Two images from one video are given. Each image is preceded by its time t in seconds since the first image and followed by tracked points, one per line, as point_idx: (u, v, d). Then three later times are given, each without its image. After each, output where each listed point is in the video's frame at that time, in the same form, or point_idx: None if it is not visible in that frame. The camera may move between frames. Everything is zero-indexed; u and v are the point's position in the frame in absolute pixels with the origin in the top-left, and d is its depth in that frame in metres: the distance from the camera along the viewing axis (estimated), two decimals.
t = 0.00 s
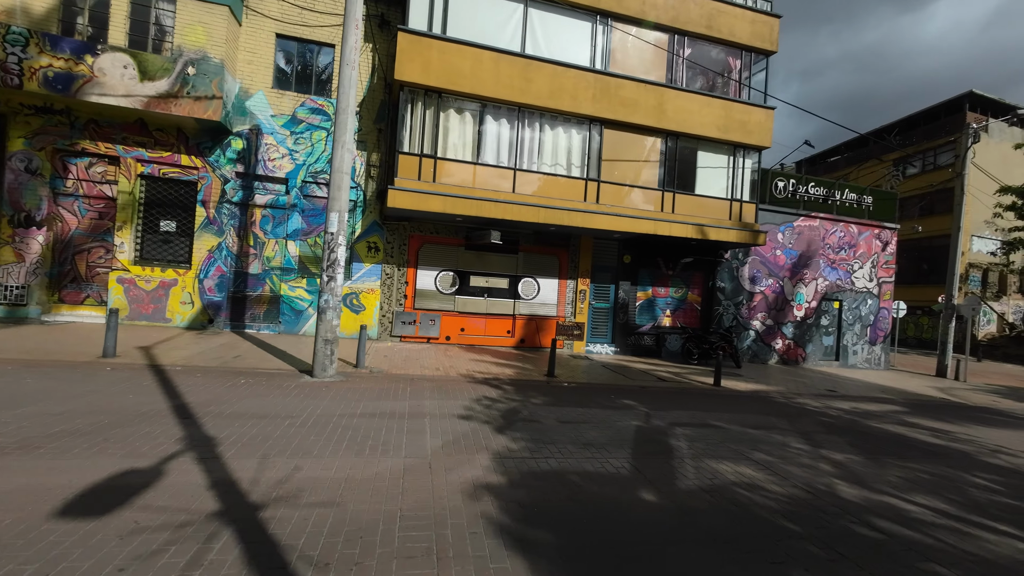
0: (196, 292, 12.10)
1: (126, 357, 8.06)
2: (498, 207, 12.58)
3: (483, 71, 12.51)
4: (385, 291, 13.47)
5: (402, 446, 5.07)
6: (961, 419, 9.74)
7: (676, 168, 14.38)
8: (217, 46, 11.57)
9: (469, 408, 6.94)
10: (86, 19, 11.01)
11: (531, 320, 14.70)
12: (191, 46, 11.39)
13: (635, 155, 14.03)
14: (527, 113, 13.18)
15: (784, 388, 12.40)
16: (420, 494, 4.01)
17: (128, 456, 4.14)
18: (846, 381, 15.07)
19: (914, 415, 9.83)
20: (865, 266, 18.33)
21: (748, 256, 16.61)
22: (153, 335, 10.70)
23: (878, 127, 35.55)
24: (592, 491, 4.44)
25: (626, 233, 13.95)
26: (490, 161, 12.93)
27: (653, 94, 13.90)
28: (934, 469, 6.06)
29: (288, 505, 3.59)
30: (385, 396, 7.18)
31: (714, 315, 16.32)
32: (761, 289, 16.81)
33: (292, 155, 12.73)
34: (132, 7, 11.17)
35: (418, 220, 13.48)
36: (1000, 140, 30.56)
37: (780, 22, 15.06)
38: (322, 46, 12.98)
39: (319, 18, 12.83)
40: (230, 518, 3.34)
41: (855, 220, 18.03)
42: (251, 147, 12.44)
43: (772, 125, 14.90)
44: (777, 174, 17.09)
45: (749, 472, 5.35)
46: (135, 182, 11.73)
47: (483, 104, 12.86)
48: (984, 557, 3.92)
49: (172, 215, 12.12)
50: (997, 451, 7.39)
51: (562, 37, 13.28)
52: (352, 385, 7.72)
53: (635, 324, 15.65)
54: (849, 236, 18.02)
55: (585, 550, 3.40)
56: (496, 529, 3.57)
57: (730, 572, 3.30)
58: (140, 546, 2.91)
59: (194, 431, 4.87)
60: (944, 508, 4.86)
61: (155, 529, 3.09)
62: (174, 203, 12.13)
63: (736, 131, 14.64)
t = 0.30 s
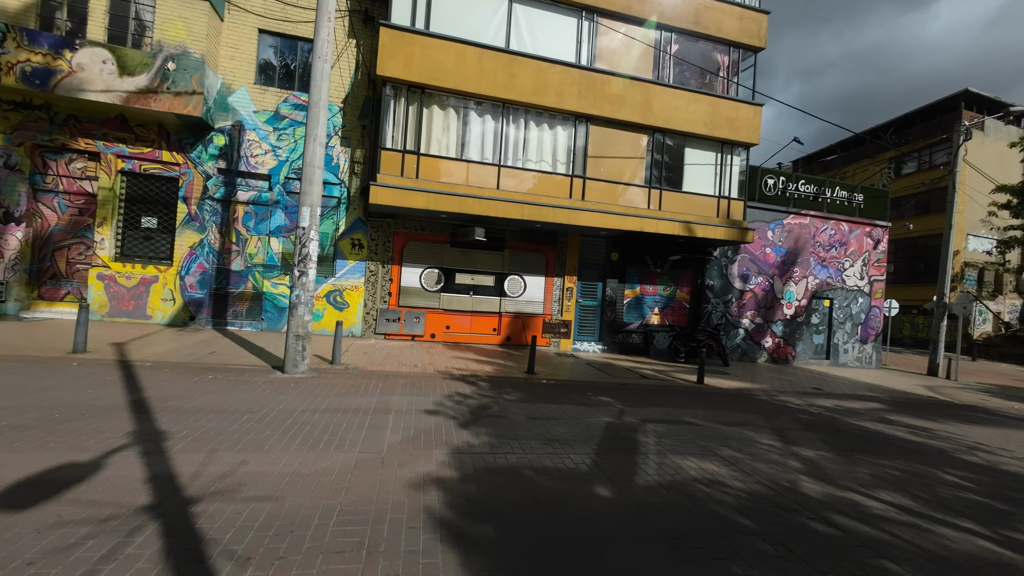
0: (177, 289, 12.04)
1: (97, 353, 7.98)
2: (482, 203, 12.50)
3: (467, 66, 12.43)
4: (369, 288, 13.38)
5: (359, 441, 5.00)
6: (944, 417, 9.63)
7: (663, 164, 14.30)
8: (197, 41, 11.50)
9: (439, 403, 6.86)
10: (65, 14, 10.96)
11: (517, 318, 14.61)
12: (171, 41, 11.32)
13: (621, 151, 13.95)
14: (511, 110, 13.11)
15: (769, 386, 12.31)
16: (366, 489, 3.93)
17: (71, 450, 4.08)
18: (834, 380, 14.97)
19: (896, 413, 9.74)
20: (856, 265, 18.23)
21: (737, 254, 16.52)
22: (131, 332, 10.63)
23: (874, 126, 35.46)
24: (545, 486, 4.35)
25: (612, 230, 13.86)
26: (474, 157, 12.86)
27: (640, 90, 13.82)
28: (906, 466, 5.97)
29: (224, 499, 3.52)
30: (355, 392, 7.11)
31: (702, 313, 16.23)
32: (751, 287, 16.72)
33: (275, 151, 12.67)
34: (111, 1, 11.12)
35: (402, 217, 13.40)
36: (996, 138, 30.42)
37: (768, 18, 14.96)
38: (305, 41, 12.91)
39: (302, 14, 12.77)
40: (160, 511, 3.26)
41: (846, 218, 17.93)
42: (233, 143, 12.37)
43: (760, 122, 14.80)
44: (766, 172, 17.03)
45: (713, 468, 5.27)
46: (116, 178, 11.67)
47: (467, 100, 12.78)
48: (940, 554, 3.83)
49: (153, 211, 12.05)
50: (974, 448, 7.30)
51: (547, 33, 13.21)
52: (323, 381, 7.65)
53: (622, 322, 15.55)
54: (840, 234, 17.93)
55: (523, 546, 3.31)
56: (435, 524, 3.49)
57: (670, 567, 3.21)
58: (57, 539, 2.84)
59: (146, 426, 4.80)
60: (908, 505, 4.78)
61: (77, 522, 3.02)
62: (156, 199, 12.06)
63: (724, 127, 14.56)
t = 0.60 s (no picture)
0: (157, 290, 11.97)
1: (66, 354, 7.89)
2: (465, 203, 12.43)
3: (449, 65, 12.36)
4: (352, 289, 13.30)
5: (315, 442, 4.92)
6: (926, 417, 9.54)
7: (648, 163, 14.25)
8: (176, 40, 11.44)
9: (408, 404, 6.78)
10: (42, 13, 10.90)
11: (503, 318, 14.52)
12: (150, 40, 11.25)
13: (606, 150, 13.88)
14: (495, 108, 13.04)
15: (753, 385, 12.22)
16: (310, 491, 3.85)
17: (10, 452, 3.99)
18: (822, 379, 14.87)
19: (877, 412, 9.67)
20: (846, 264, 18.16)
21: (725, 253, 16.46)
22: (108, 333, 10.55)
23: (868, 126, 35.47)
24: (498, 488, 4.27)
25: (598, 230, 13.78)
26: (457, 157, 12.79)
27: (624, 89, 13.75)
28: (877, 466, 5.88)
29: (158, 502, 3.44)
30: (323, 392, 7.02)
31: (690, 312, 16.16)
32: (739, 286, 16.66)
33: (256, 151, 12.61)
34: None
35: (386, 217, 13.32)
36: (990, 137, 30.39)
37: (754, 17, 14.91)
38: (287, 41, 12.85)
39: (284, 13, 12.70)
40: (86, 515, 3.18)
41: (835, 217, 17.86)
42: (214, 143, 12.29)
43: (747, 121, 14.74)
44: (754, 171, 16.97)
45: (677, 469, 5.19)
46: (95, 178, 11.60)
47: (450, 99, 12.70)
48: (895, 557, 3.74)
49: (133, 211, 11.97)
50: (951, 448, 7.21)
51: (531, 32, 13.14)
52: (294, 381, 7.57)
53: (610, 322, 15.46)
54: (829, 233, 17.86)
55: (459, 549, 3.22)
56: (374, 526, 3.41)
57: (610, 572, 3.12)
58: None
59: (96, 428, 4.72)
60: (872, 506, 4.69)
61: None
62: (135, 199, 11.98)
63: (710, 126, 14.50)
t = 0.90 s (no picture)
0: (135, 289, 11.84)
1: (30, 353, 7.76)
2: (446, 201, 12.33)
3: (430, 63, 12.28)
4: (333, 288, 13.19)
5: (264, 441, 4.81)
6: (908, 416, 9.43)
7: (633, 162, 14.17)
8: (154, 37, 11.34)
9: (372, 403, 6.66)
10: (17, 9, 10.82)
11: (487, 318, 14.41)
12: (127, 37, 11.16)
13: (590, 148, 13.80)
14: (477, 107, 12.96)
15: (736, 385, 12.12)
16: (245, 490, 3.73)
17: None
18: (809, 379, 14.78)
19: (858, 412, 9.57)
20: (835, 263, 18.08)
21: (712, 252, 16.38)
22: (81, 332, 10.42)
23: (861, 127, 35.51)
24: (445, 487, 4.16)
25: (582, 229, 13.69)
26: (439, 155, 12.70)
27: (608, 87, 13.68)
28: (846, 465, 5.78)
29: (80, 501, 3.33)
30: (288, 391, 6.91)
31: (677, 312, 16.06)
32: (727, 286, 16.58)
33: (236, 149, 12.53)
34: None
35: (368, 215, 13.20)
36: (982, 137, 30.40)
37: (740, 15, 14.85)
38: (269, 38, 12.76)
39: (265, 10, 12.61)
40: None
41: (824, 216, 17.79)
42: (193, 141, 12.19)
43: (732, 119, 14.67)
44: (742, 170, 16.89)
45: (638, 468, 5.07)
46: (71, 176, 11.50)
47: (432, 97, 12.62)
48: (846, 558, 3.62)
49: (111, 210, 11.86)
50: (926, 447, 7.11)
51: (514, 30, 13.07)
52: (261, 380, 7.46)
53: (596, 322, 15.35)
54: (818, 233, 17.79)
55: (386, 550, 3.11)
56: (302, 526, 3.29)
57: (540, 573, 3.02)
58: None
59: (37, 426, 4.61)
60: (832, 505, 4.59)
61: None
62: (113, 198, 11.87)
63: (695, 124, 14.43)
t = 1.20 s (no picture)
0: (113, 290, 11.75)
1: None
2: (428, 202, 12.26)
3: (411, 63, 12.25)
4: (315, 289, 13.10)
5: (211, 443, 4.71)
6: (890, 418, 9.31)
7: (618, 163, 14.11)
8: (132, 37, 11.30)
9: (337, 405, 6.55)
10: None
11: (471, 319, 14.31)
12: (105, 37, 11.12)
13: (574, 149, 13.74)
14: (460, 107, 12.91)
15: (720, 387, 12.01)
16: (177, 494, 3.63)
17: None
18: (796, 381, 14.68)
19: (838, 413, 9.46)
20: (824, 264, 18.01)
21: (700, 253, 16.31)
22: (55, 334, 10.32)
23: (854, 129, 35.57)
24: (389, 492, 4.05)
25: (566, 230, 13.60)
26: (421, 155, 12.63)
27: (592, 87, 13.64)
28: (813, 468, 5.67)
29: None
30: (253, 393, 6.81)
31: (665, 314, 15.97)
32: (714, 287, 16.50)
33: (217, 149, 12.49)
34: None
35: (351, 216, 13.12)
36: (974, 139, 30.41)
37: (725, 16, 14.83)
38: (250, 39, 12.73)
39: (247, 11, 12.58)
40: None
41: (812, 217, 17.73)
42: (173, 141, 12.13)
43: (718, 120, 14.63)
44: (729, 171, 16.83)
45: (596, 471, 4.96)
46: (49, 177, 11.43)
47: (414, 97, 12.57)
48: (794, 564, 3.51)
49: (89, 211, 11.78)
50: (901, 449, 7.00)
51: (497, 31, 13.04)
52: (227, 382, 7.35)
53: (582, 324, 15.25)
54: (806, 234, 17.72)
55: (309, 557, 3.01)
56: (226, 532, 3.20)
57: None
58: None
59: None
60: (790, 509, 4.48)
61: None
62: (91, 199, 11.79)
63: (680, 125, 14.39)
